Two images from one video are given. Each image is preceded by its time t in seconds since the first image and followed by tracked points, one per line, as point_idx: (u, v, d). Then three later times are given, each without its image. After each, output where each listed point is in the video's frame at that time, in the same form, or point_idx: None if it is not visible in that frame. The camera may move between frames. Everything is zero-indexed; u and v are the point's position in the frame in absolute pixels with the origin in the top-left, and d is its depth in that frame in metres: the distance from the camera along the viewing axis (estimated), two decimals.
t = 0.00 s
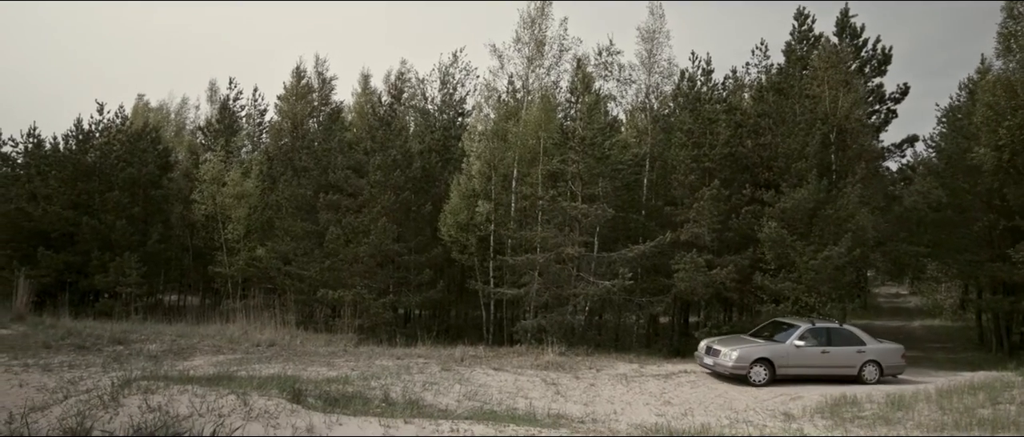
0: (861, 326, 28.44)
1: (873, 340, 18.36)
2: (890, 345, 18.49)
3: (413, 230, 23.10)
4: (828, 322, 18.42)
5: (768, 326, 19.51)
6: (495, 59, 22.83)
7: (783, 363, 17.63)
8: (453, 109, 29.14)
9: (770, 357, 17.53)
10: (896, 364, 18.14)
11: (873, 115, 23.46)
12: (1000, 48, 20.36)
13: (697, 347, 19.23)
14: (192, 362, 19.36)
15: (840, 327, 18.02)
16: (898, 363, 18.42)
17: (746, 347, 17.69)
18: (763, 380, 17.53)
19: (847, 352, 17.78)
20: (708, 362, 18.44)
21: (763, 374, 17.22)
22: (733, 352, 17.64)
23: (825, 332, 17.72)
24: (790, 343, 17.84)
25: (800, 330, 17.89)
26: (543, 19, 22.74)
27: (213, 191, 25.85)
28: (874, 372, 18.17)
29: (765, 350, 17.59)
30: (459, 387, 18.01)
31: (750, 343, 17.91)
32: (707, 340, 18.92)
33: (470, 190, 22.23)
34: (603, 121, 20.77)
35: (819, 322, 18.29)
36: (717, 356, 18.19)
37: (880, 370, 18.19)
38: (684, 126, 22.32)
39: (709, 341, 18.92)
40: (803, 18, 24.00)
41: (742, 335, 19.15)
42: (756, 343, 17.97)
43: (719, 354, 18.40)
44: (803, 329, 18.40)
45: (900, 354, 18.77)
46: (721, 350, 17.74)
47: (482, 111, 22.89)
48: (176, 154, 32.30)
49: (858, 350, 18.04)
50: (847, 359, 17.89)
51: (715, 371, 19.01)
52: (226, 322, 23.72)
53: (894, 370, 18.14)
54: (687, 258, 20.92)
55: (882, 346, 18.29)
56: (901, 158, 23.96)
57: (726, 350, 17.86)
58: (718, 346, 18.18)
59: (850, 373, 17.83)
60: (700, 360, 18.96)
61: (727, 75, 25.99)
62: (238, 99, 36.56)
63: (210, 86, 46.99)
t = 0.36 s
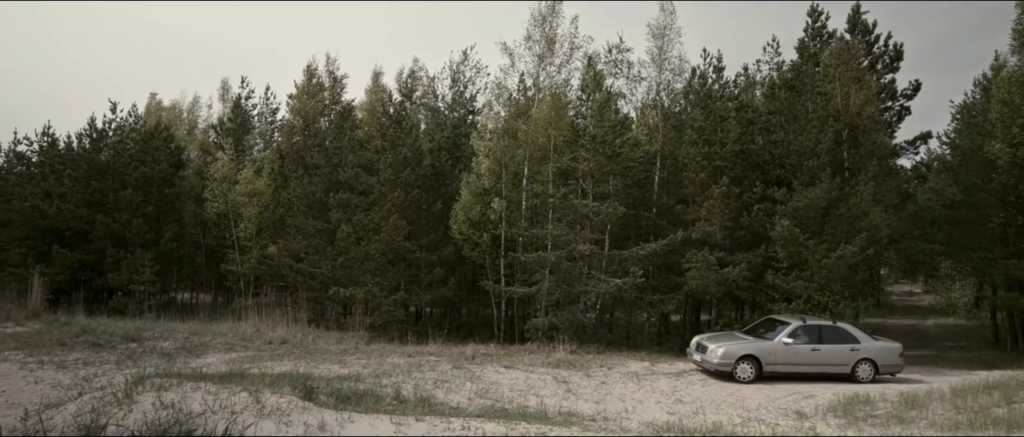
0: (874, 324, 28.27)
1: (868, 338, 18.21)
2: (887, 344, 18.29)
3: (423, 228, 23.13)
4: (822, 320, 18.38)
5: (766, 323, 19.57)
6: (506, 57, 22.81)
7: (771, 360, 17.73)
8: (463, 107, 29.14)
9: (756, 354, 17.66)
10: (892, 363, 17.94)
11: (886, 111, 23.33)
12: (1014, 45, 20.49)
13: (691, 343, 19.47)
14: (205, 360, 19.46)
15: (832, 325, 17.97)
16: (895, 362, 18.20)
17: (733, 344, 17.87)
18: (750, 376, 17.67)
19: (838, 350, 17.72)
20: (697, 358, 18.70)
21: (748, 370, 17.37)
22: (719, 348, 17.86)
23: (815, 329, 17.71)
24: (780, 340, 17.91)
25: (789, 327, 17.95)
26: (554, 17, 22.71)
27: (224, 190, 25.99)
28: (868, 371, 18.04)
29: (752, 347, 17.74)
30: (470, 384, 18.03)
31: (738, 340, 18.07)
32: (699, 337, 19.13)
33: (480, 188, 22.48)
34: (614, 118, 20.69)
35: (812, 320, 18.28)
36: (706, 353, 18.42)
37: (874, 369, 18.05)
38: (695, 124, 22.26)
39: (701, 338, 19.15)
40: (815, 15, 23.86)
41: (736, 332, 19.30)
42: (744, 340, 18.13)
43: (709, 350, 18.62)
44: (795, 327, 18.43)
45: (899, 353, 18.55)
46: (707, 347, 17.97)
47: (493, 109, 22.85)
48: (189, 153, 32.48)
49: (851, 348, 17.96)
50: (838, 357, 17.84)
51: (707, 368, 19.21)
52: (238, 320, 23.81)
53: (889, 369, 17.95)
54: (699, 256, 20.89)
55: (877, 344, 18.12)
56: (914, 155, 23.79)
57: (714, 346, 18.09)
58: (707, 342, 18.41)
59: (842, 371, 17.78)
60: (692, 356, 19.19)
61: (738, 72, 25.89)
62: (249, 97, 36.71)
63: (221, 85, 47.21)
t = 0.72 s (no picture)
0: (888, 324, 28.06)
1: (863, 336, 18.01)
2: (883, 342, 18.04)
3: (436, 227, 23.15)
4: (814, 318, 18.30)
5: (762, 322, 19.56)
6: (517, 56, 22.79)
7: (758, 358, 17.78)
8: (475, 106, 29.12)
9: (743, 351, 17.74)
10: (887, 361, 17.69)
11: (900, 109, 23.17)
12: None
13: (684, 341, 19.61)
14: (219, 358, 19.57)
15: (823, 323, 17.89)
16: (892, 360, 17.94)
17: (720, 341, 17.99)
18: (737, 374, 17.76)
19: (829, 348, 17.63)
20: (687, 356, 18.85)
21: (734, 368, 17.47)
22: (706, 346, 18.01)
23: (803, 327, 17.67)
24: (768, 338, 17.94)
25: (778, 325, 17.96)
26: (565, 15, 22.69)
27: (237, 189, 26.16)
28: (863, 370, 17.82)
29: (738, 345, 17.83)
30: (482, 383, 18.03)
31: (727, 338, 18.17)
32: (691, 336, 19.28)
33: (493, 186, 22.37)
34: (626, 117, 20.67)
35: (803, 318, 18.23)
36: (695, 351, 18.58)
37: (869, 368, 17.83)
38: (708, 123, 22.20)
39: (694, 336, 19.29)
40: (829, 12, 23.70)
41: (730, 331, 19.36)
42: (732, 338, 18.22)
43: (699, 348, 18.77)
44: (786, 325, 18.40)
45: (897, 351, 18.25)
46: (694, 344, 18.15)
47: (505, 108, 22.85)
48: (202, 153, 32.68)
49: (843, 346, 17.83)
50: (830, 356, 17.72)
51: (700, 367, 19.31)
52: (252, 319, 23.91)
53: (885, 368, 17.71)
54: (712, 255, 20.82)
55: (873, 343, 17.90)
56: (929, 152, 23.60)
57: (701, 344, 18.25)
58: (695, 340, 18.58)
59: (833, 369, 17.67)
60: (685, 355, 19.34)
61: (751, 71, 25.77)
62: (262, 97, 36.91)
63: (234, 85, 47.44)
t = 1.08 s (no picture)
0: (903, 324, 27.86)
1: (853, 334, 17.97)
2: (876, 341, 17.94)
3: (448, 226, 23.17)
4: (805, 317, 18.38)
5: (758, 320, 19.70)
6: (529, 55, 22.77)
7: (745, 356, 18.00)
8: (487, 105, 29.13)
9: (729, 349, 18.00)
10: (879, 360, 17.60)
11: (915, 107, 23.00)
12: None
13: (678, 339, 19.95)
14: (232, 357, 19.66)
15: (811, 322, 17.97)
16: (885, 359, 17.81)
17: (707, 339, 18.29)
18: (723, 372, 18.04)
19: (817, 346, 17.70)
20: (678, 354, 19.19)
21: (718, 365, 17.78)
22: (692, 344, 18.34)
23: (790, 326, 17.81)
24: (755, 336, 18.15)
25: (766, 323, 18.13)
26: (577, 14, 22.64)
27: (250, 189, 26.28)
28: (854, 368, 17.79)
29: (725, 343, 18.11)
30: (494, 383, 18.04)
31: (713, 335, 18.44)
32: (684, 333, 19.59)
33: (505, 185, 22.29)
34: (638, 115, 20.64)
35: (793, 317, 18.34)
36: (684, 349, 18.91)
37: (860, 366, 17.79)
38: (720, 121, 22.13)
39: (686, 334, 19.61)
40: (843, 10, 23.55)
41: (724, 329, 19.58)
42: (720, 336, 18.48)
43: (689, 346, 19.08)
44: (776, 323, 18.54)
45: (892, 350, 18.11)
46: (681, 342, 18.50)
47: (517, 107, 22.86)
48: (216, 152, 32.87)
49: (832, 345, 17.86)
50: (819, 354, 17.78)
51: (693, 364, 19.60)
52: (265, 318, 24.02)
53: (876, 366, 17.64)
54: (725, 254, 20.76)
55: (864, 341, 17.85)
56: (944, 150, 23.42)
57: (688, 341, 18.58)
58: (684, 338, 18.92)
59: (821, 367, 17.74)
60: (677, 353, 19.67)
61: (765, 69, 25.66)
62: (274, 97, 37.10)
63: (247, 85, 47.64)
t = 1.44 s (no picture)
0: (921, 324, 27.62)
1: (843, 332, 17.89)
2: (868, 340, 17.80)
3: (462, 226, 23.19)
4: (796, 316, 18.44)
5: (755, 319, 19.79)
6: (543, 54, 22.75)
7: (732, 354, 18.19)
8: (501, 105, 29.16)
9: (716, 347, 18.23)
10: (869, 359, 17.48)
11: (933, 105, 22.81)
12: None
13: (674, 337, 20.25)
14: (248, 356, 19.76)
15: (800, 320, 18.02)
16: (878, 358, 17.65)
17: (695, 337, 18.57)
18: (711, 369, 18.28)
19: (805, 345, 17.73)
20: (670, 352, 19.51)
21: (705, 363, 18.06)
22: (680, 341, 18.65)
23: (777, 324, 17.92)
24: (743, 334, 18.32)
25: (754, 321, 18.28)
26: (590, 12, 22.60)
27: (265, 188, 26.42)
28: (844, 367, 17.72)
29: (712, 340, 18.35)
30: (508, 382, 18.05)
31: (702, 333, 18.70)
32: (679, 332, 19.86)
33: (519, 185, 22.25)
34: (652, 114, 20.57)
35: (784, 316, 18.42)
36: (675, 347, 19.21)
37: (851, 365, 17.70)
38: (735, 120, 22.03)
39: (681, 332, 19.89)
40: (860, 7, 23.38)
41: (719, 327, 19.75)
42: (709, 334, 18.72)
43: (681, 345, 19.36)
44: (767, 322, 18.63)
45: (886, 348, 17.92)
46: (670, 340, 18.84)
47: (530, 106, 22.87)
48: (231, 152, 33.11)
49: (822, 343, 17.86)
50: (806, 352, 17.81)
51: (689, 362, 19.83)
52: (280, 317, 24.14)
53: (867, 365, 17.52)
54: (740, 254, 20.67)
55: (855, 340, 17.75)
56: (963, 149, 23.21)
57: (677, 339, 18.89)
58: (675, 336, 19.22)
59: (810, 365, 17.77)
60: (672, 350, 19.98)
61: (780, 67, 25.57)
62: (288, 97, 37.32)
63: (262, 85, 47.90)
